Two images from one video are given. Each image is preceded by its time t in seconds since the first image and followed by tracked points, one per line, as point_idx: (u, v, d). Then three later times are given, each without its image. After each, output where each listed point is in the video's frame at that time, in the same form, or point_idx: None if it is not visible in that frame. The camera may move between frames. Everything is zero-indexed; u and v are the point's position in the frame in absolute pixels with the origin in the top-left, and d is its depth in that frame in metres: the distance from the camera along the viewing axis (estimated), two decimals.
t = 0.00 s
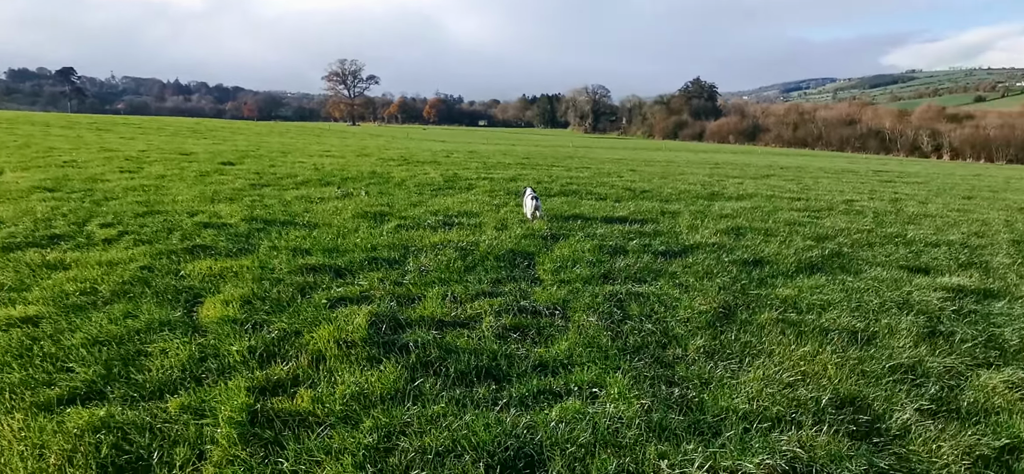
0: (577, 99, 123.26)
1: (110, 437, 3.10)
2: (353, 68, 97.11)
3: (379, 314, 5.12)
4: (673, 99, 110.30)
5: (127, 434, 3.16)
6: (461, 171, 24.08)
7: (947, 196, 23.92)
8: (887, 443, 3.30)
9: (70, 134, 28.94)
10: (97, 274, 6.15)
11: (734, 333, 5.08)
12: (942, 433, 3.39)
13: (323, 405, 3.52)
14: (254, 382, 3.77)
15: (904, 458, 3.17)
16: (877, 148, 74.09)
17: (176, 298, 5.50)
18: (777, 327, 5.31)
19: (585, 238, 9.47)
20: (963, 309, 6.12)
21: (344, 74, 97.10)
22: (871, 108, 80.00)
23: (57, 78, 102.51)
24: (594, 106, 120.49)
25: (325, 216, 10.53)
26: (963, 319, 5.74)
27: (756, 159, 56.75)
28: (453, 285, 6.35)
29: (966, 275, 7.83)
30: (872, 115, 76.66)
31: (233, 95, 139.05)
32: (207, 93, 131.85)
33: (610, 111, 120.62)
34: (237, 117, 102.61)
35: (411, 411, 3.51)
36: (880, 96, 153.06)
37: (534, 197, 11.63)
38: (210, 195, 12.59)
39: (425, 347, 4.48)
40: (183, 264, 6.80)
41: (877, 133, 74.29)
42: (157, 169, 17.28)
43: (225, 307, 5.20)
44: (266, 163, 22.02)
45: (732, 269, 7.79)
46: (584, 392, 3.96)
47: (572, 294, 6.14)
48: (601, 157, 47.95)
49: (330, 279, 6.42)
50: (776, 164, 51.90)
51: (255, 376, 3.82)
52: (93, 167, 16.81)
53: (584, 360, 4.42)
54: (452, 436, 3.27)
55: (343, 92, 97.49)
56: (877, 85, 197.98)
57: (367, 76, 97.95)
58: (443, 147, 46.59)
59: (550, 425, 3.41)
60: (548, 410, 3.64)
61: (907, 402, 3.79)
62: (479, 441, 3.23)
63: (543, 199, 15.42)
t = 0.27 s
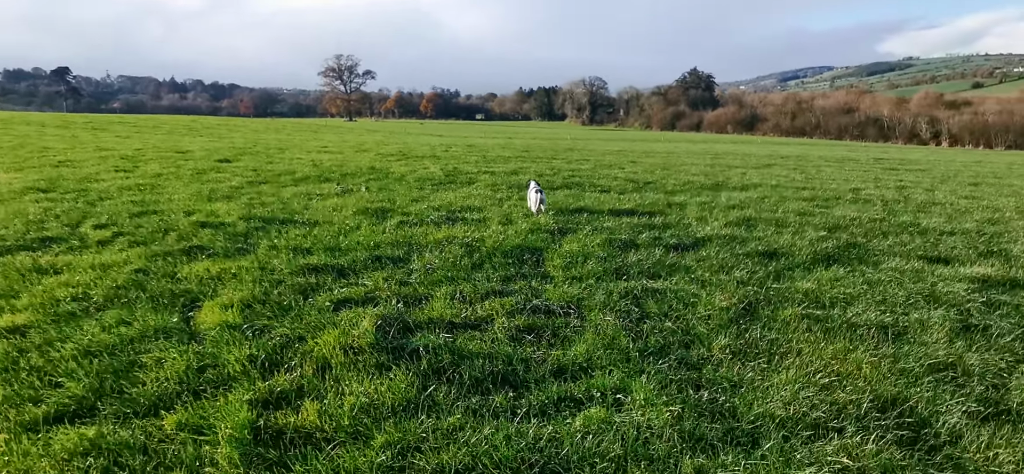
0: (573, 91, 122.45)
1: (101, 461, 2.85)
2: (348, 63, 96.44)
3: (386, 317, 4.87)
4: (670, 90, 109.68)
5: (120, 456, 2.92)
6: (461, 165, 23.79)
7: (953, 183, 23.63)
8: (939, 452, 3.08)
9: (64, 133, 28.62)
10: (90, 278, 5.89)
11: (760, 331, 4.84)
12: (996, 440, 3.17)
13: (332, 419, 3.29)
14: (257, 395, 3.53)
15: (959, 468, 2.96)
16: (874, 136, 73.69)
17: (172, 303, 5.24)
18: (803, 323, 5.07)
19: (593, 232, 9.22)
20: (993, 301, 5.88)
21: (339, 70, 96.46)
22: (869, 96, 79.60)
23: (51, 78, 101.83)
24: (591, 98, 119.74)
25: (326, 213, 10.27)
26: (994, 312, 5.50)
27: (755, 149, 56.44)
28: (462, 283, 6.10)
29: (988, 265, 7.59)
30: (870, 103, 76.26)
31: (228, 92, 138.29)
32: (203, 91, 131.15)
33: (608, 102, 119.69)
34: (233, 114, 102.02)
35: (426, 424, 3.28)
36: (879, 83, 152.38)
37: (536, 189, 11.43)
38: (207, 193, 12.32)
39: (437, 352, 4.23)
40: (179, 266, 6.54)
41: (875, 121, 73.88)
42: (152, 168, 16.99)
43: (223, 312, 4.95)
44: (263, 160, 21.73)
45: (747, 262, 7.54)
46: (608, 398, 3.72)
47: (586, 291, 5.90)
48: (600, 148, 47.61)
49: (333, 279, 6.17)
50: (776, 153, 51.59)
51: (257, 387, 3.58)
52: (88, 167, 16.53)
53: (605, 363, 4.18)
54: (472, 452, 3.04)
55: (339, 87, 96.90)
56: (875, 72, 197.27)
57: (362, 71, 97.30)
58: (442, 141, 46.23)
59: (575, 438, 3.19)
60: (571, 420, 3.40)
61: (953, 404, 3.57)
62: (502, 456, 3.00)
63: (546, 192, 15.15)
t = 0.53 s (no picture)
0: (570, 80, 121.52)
1: None
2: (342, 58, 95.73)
3: (398, 325, 4.65)
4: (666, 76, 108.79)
5: None
6: (462, 159, 23.48)
7: (961, 162, 23.27)
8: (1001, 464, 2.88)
9: (61, 138, 28.40)
10: (88, 291, 5.68)
11: (791, 330, 4.61)
12: None
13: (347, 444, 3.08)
14: (267, 418, 3.33)
15: None
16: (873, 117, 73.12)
17: (174, 316, 5.03)
18: (834, 319, 4.84)
19: (603, 226, 8.97)
20: None
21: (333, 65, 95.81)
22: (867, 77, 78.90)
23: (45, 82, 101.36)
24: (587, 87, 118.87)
25: (329, 213, 10.03)
26: None
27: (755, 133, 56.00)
28: (474, 285, 5.88)
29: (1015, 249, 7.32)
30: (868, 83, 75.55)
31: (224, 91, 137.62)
32: (198, 91, 130.55)
33: (604, 90, 118.81)
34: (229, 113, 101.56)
35: (449, 448, 3.07)
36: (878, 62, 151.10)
37: (541, 183, 11.19)
38: (206, 196, 12.10)
39: (454, 363, 4.01)
40: (180, 275, 6.33)
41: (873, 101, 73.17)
42: (150, 171, 16.76)
43: (227, 325, 4.73)
44: (262, 159, 21.47)
45: (766, 253, 7.29)
46: (638, 409, 3.50)
47: (603, 291, 5.67)
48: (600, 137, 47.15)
49: (340, 285, 5.94)
50: (776, 137, 51.12)
51: (266, 410, 3.37)
52: (85, 172, 16.31)
53: (632, 370, 3.96)
54: None
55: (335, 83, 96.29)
56: (874, 51, 195.64)
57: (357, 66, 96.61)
58: (441, 134, 45.82)
59: (608, 459, 2.98)
60: (602, 437, 3.19)
61: (1008, 407, 3.36)
62: None
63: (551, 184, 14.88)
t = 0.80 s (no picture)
0: (575, 75, 120.75)
1: None
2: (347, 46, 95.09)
3: (404, 323, 4.42)
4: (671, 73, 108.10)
5: None
6: (466, 150, 23.21)
7: (970, 170, 23.00)
8: None
9: (62, 117, 28.11)
10: (81, 276, 5.46)
11: (817, 341, 4.38)
12: None
13: (351, 455, 2.88)
14: (265, 422, 3.12)
15: None
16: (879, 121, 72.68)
17: (169, 306, 4.81)
18: (861, 330, 4.62)
19: (613, 224, 8.72)
20: None
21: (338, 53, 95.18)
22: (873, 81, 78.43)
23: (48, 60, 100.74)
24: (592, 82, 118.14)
25: (332, 202, 9.79)
26: None
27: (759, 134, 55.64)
28: (483, 283, 5.65)
29: None
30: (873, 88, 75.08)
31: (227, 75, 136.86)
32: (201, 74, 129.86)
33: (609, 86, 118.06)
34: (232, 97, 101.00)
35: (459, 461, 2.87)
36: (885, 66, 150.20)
37: (551, 178, 10.90)
38: (206, 180, 11.85)
39: (464, 366, 3.79)
40: (177, 262, 6.09)
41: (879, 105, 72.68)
42: (150, 153, 16.50)
43: (225, 317, 4.50)
44: (264, 144, 21.19)
45: (784, 258, 7.06)
46: (661, 423, 3.29)
47: (617, 292, 5.44)
48: (605, 133, 46.77)
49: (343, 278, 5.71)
50: (781, 138, 50.75)
51: (265, 414, 3.16)
52: (85, 152, 16.06)
53: (652, 379, 3.75)
54: None
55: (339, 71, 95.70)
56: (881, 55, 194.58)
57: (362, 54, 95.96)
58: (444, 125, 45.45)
59: None
60: (624, 455, 2.99)
61: None
62: None
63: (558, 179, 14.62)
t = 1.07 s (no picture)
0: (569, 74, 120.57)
1: None
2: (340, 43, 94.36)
3: (409, 333, 4.16)
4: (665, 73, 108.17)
5: None
6: (462, 149, 22.90)
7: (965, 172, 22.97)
8: None
9: (49, 112, 27.53)
10: (64, 281, 5.15)
11: (845, 353, 4.16)
12: None
13: None
14: (263, 448, 2.87)
15: None
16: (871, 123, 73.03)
17: (158, 313, 4.52)
18: (888, 341, 4.41)
19: (617, 226, 8.48)
20: None
21: (331, 50, 94.42)
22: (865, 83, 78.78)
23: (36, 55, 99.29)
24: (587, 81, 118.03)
25: (328, 202, 9.48)
26: None
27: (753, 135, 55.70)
28: (489, 289, 5.39)
29: None
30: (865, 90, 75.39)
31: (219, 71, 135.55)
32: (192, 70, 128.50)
33: (603, 85, 117.92)
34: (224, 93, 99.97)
35: None
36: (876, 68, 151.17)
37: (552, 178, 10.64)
38: (198, 178, 11.51)
39: (476, 381, 3.54)
40: (167, 265, 5.79)
41: (870, 107, 73.00)
42: (140, 149, 16.11)
43: (217, 326, 4.21)
44: (257, 142, 20.81)
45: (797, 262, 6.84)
46: (691, 447, 3.05)
47: (630, 299, 5.21)
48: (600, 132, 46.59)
49: (341, 283, 5.44)
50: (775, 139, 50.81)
51: (263, 438, 2.91)
52: (72, 148, 15.64)
53: (676, 396, 3.52)
54: None
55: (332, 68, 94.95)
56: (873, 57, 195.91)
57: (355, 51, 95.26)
58: (438, 123, 45.07)
59: None
60: None
61: None
62: None
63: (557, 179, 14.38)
